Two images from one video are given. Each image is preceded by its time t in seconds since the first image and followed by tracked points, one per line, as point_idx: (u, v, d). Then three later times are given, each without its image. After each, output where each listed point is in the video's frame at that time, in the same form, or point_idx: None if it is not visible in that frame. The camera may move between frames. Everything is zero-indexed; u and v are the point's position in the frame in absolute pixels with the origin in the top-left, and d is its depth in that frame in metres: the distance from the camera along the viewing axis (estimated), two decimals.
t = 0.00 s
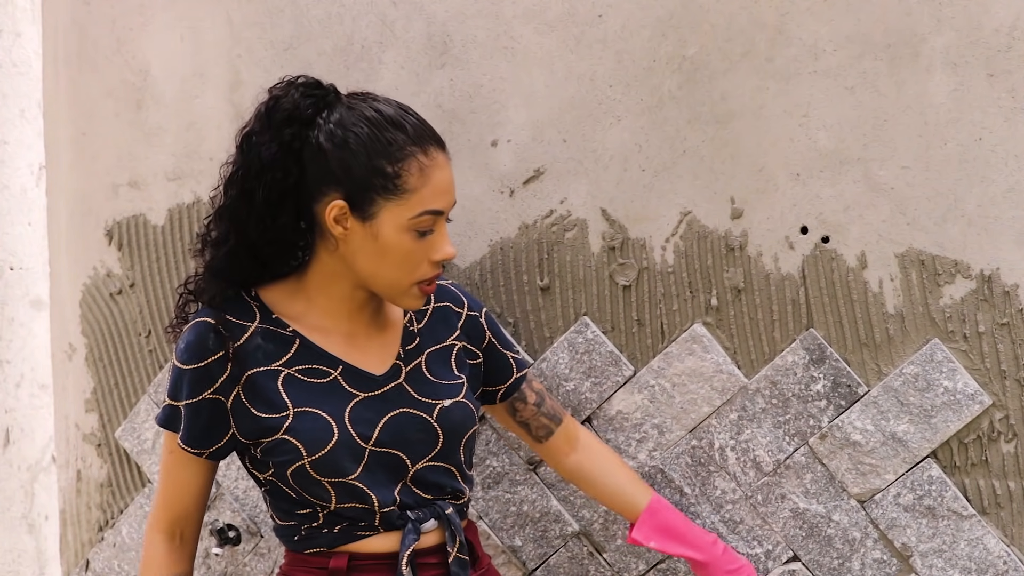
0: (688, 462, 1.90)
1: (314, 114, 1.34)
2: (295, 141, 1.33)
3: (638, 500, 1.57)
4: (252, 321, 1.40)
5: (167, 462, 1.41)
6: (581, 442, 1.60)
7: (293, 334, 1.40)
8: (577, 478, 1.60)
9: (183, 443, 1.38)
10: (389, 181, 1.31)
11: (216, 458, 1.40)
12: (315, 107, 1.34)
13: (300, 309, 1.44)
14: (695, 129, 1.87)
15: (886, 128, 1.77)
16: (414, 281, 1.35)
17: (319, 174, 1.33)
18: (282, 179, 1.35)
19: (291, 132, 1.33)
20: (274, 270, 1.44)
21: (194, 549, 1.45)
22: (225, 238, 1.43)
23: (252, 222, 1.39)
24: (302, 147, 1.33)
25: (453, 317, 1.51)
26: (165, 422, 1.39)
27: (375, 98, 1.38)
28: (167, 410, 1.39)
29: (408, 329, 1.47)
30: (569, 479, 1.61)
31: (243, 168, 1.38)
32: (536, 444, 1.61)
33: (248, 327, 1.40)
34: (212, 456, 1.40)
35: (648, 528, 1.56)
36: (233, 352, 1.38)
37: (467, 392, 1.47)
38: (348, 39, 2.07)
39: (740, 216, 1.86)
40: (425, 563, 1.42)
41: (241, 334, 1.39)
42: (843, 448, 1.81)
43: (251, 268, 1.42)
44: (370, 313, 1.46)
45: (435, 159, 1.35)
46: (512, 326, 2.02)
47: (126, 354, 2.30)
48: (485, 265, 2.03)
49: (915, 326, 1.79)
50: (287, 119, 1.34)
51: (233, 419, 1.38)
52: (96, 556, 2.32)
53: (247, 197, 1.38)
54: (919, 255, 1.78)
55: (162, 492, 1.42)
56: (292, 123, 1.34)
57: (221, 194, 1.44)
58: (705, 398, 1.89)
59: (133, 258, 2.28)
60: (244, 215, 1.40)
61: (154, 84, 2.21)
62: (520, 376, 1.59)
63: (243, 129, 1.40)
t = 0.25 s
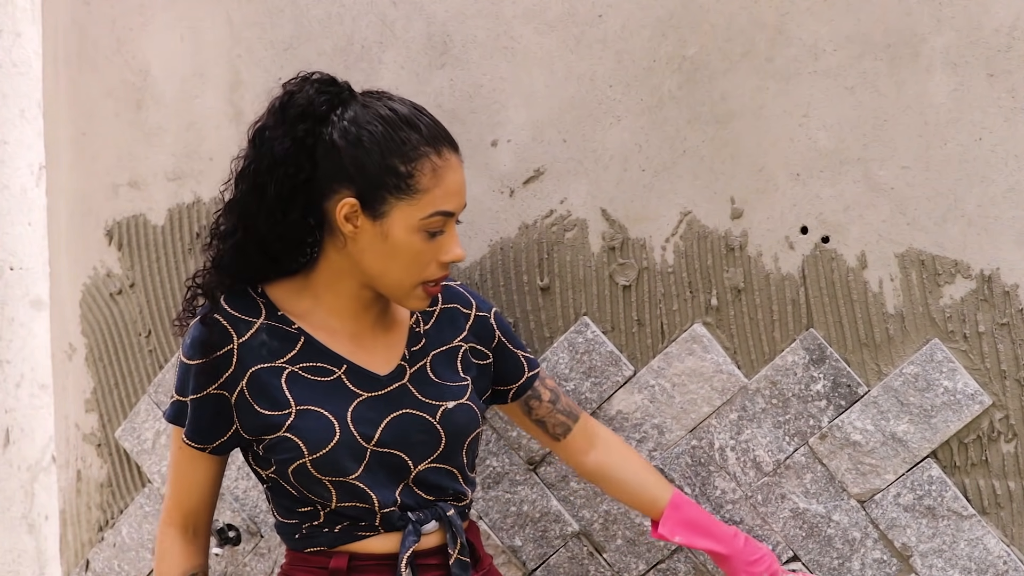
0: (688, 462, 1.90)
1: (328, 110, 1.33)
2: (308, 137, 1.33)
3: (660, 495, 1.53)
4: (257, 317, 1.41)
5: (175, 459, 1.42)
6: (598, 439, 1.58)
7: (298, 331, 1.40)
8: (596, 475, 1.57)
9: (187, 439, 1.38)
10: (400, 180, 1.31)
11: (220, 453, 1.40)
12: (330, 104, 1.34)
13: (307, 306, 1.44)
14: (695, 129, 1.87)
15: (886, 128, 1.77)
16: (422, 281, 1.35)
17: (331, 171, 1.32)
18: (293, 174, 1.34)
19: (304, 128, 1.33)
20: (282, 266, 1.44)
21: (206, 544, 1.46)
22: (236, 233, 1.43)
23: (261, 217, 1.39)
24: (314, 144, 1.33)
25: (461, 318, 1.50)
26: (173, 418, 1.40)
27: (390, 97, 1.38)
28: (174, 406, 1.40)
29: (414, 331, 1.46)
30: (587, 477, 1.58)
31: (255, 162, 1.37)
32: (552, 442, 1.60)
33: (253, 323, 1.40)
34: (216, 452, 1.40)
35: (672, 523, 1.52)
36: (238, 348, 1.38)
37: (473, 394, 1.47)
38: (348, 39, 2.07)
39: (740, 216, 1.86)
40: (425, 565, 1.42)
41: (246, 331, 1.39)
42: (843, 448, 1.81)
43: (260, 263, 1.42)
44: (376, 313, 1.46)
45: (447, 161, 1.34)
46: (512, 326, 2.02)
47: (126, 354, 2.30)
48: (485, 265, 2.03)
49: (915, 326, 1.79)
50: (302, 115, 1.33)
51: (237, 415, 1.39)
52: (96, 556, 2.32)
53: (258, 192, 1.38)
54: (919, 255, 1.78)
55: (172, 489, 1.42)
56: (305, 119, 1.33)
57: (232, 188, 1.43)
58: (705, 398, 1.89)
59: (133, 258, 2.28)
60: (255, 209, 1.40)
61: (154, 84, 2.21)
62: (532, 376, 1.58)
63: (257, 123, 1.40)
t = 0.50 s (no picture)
0: (688, 462, 1.90)
1: (330, 110, 1.33)
2: (309, 137, 1.32)
3: (638, 493, 1.57)
4: (256, 317, 1.40)
5: (173, 462, 1.41)
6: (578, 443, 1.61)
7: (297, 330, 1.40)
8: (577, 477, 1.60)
9: (187, 441, 1.38)
10: (404, 179, 1.31)
11: (220, 454, 1.40)
12: (332, 103, 1.34)
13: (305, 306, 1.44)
14: (696, 129, 1.87)
15: (886, 128, 1.77)
16: (424, 280, 1.36)
17: (333, 171, 1.32)
18: (294, 174, 1.33)
19: (306, 128, 1.32)
20: (281, 266, 1.43)
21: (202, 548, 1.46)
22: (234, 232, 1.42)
23: (261, 217, 1.38)
24: (316, 143, 1.32)
25: (455, 317, 1.51)
26: (172, 420, 1.39)
27: (390, 97, 1.38)
28: (173, 408, 1.39)
29: (411, 330, 1.46)
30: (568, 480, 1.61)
31: (255, 162, 1.36)
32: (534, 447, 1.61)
33: (254, 323, 1.40)
34: (217, 452, 1.39)
35: (653, 517, 1.56)
36: (238, 348, 1.38)
37: (470, 393, 1.47)
38: (348, 39, 2.07)
39: (740, 216, 1.86)
40: (426, 565, 1.43)
41: (246, 331, 1.39)
42: (843, 448, 1.81)
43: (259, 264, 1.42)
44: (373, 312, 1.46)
45: (449, 160, 1.35)
46: (512, 326, 2.02)
47: (126, 354, 2.30)
48: (485, 265, 2.03)
49: (915, 326, 1.79)
50: (303, 114, 1.33)
51: (238, 416, 1.38)
52: (96, 556, 2.32)
53: (257, 191, 1.37)
54: (919, 254, 1.78)
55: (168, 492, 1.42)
56: (306, 119, 1.33)
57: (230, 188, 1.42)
58: (705, 398, 1.89)
59: (133, 258, 2.28)
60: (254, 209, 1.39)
61: (154, 84, 2.21)
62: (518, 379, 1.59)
63: (255, 122, 1.39)
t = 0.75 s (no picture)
0: (688, 462, 1.90)
1: (319, 113, 1.34)
2: (298, 140, 1.33)
3: (632, 486, 1.59)
4: (247, 323, 1.40)
5: (166, 469, 1.40)
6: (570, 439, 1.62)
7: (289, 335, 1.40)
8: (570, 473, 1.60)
9: (179, 448, 1.36)
10: (393, 180, 1.31)
11: (214, 461, 1.38)
12: (320, 107, 1.35)
13: (297, 310, 1.44)
14: (696, 129, 1.87)
15: (886, 128, 1.77)
16: (416, 282, 1.35)
17: (322, 173, 1.32)
18: (284, 178, 1.34)
19: (295, 131, 1.33)
20: (272, 272, 1.43)
21: (195, 558, 1.44)
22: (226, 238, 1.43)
23: (252, 221, 1.39)
24: (305, 146, 1.33)
25: (446, 318, 1.52)
26: (163, 429, 1.37)
27: (379, 100, 1.38)
28: (163, 417, 1.37)
29: (402, 331, 1.47)
30: (561, 477, 1.62)
31: (245, 167, 1.37)
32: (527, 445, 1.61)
33: (244, 329, 1.39)
34: (209, 460, 1.38)
35: (647, 513, 1.58)
36: (230, 354, 1.37)
37: (463, 393, 1.48)
38: (348, 39, 2.07)
39: (740, 216, 1.86)
40: (424, 565, 1.43)
41: (237, 337, 1.38)
42: (843, 448, 1.81)
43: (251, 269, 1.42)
44: (366, 316, 1.46)
45: (438, 160, 1.35)
46: (511, 326, 2.02)
47: (126, 354, 2.30)
48: (485, 265, 2.03)
49: (915, 326, 1.79)
50: (292, 118, 1.34)
51: (230, 422, 1.37)
52: (96, 556, 2.32)
53: (248, 196, 1.38)
54: (919, 254, 1.78)
55: (161, 500, 1.40)
56: (295, 123, 1.33)
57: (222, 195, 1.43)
58: (705, 398, 1.89)
59: (133, 258, 2.28)
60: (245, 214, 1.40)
61: (154, 84, 2.21)
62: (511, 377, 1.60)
63: (245, 129, 1.40)
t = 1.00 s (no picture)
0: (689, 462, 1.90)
1: (312, 109, 1.34)
2: (292, 137, 1.33)
3: (668, 452, 1.52)
4: (246, 322, 1.40)
5: (173, 471, 1.40)
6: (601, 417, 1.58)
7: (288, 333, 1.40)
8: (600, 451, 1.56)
9: (181, 448, 1.37)
10: (388, 172, 1.30)
11: (217, 460, 1.39)
12: (313, 103, 1.35)
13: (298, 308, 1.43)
14: (696, 129, 1.87)
15: (886, 128, 1.77)
16: (416, 274, 1.34)
17: (317, 168, 1.32)
18: (278, 175, 1.34)
19: (289, 128, 1.33)
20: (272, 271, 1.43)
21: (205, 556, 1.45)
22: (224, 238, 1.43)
23: (249, 220, 1.39)
24: (300, 142, 1.33)
25: (452, 312, 1.50)
26: (165, 428, 1.37)
27: (373, 93, 1.37)
28: (166, 416, 1.38)
29: (405, 328, 1.45)
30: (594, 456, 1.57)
31: (240, 167, 1.38)
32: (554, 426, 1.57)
33: (243, 328, 1.39)
34: (212, 458, 1.39)
35: (686, 475, 1.50)
36: (228, 353, 1.38)
37: (467, 389, 1.46)
38: (348, 39, 2.07)
39: (740, 216, 1.86)
40: (424, 566, 1.43)
41: (235, 336, 1.39)
42: (843, 448, 1.81)
43: (250, 268, 1.42)
44: (368, 312, 1.45)
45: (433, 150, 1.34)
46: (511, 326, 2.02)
47: (126, 354, 2.30)
48: (484, 265, 2.03)
49: (915, 326, 1.79)
50: (285, 116, 1.34)
51: (229, 421, 1.38)
52: (96, 556, 2.32)
53: (244, 196, 1.38)
54: (919, 254, 1.78)
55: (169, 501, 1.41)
56: (289, 120, 1.34)
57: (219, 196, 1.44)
58: (705, 398, 1.89)
59: (133, 258, 2.28)
60: (242, 213, 1.40)
61: (154, 84, 2.21)
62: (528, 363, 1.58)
63: (240, 129, 1.41)
